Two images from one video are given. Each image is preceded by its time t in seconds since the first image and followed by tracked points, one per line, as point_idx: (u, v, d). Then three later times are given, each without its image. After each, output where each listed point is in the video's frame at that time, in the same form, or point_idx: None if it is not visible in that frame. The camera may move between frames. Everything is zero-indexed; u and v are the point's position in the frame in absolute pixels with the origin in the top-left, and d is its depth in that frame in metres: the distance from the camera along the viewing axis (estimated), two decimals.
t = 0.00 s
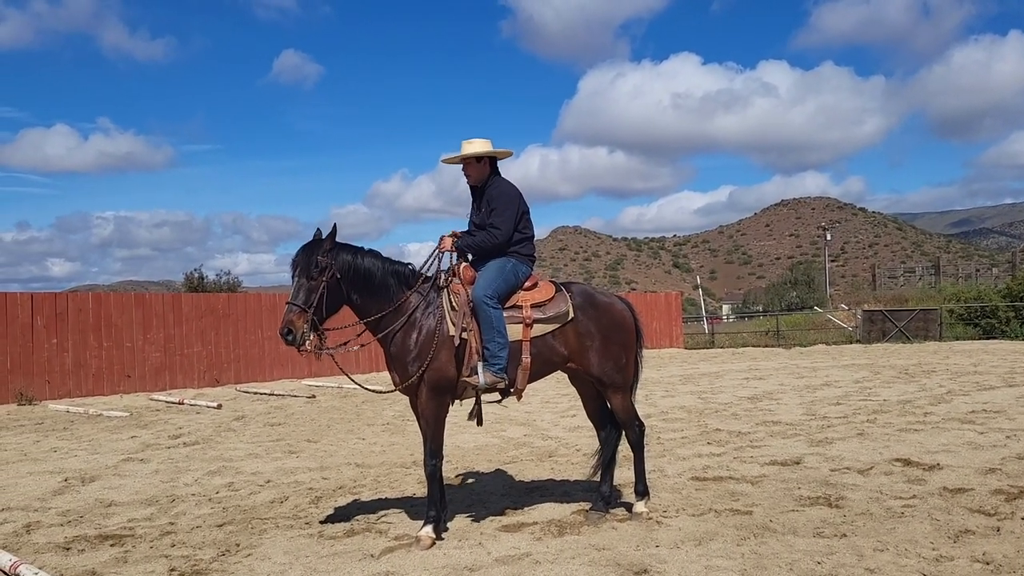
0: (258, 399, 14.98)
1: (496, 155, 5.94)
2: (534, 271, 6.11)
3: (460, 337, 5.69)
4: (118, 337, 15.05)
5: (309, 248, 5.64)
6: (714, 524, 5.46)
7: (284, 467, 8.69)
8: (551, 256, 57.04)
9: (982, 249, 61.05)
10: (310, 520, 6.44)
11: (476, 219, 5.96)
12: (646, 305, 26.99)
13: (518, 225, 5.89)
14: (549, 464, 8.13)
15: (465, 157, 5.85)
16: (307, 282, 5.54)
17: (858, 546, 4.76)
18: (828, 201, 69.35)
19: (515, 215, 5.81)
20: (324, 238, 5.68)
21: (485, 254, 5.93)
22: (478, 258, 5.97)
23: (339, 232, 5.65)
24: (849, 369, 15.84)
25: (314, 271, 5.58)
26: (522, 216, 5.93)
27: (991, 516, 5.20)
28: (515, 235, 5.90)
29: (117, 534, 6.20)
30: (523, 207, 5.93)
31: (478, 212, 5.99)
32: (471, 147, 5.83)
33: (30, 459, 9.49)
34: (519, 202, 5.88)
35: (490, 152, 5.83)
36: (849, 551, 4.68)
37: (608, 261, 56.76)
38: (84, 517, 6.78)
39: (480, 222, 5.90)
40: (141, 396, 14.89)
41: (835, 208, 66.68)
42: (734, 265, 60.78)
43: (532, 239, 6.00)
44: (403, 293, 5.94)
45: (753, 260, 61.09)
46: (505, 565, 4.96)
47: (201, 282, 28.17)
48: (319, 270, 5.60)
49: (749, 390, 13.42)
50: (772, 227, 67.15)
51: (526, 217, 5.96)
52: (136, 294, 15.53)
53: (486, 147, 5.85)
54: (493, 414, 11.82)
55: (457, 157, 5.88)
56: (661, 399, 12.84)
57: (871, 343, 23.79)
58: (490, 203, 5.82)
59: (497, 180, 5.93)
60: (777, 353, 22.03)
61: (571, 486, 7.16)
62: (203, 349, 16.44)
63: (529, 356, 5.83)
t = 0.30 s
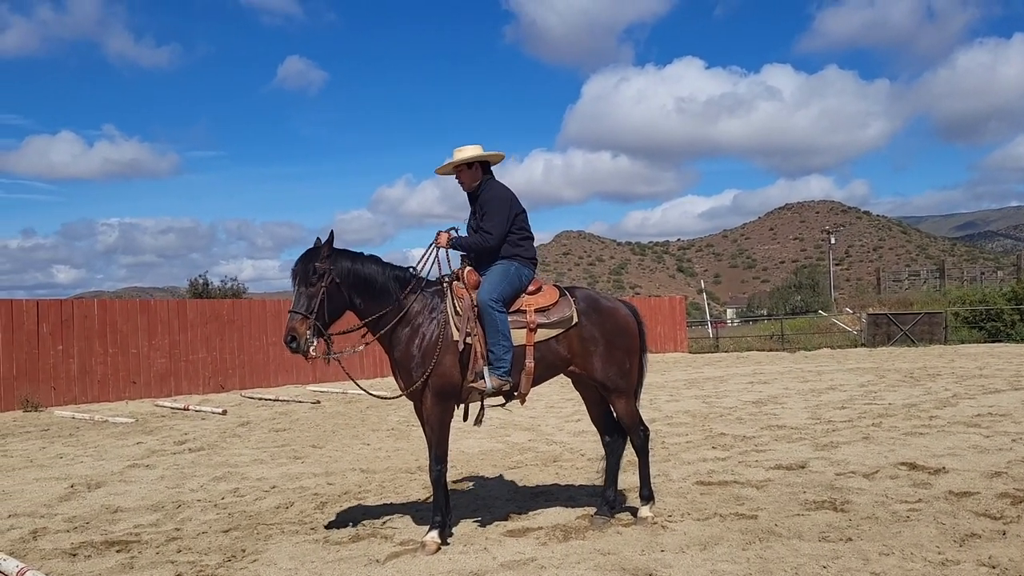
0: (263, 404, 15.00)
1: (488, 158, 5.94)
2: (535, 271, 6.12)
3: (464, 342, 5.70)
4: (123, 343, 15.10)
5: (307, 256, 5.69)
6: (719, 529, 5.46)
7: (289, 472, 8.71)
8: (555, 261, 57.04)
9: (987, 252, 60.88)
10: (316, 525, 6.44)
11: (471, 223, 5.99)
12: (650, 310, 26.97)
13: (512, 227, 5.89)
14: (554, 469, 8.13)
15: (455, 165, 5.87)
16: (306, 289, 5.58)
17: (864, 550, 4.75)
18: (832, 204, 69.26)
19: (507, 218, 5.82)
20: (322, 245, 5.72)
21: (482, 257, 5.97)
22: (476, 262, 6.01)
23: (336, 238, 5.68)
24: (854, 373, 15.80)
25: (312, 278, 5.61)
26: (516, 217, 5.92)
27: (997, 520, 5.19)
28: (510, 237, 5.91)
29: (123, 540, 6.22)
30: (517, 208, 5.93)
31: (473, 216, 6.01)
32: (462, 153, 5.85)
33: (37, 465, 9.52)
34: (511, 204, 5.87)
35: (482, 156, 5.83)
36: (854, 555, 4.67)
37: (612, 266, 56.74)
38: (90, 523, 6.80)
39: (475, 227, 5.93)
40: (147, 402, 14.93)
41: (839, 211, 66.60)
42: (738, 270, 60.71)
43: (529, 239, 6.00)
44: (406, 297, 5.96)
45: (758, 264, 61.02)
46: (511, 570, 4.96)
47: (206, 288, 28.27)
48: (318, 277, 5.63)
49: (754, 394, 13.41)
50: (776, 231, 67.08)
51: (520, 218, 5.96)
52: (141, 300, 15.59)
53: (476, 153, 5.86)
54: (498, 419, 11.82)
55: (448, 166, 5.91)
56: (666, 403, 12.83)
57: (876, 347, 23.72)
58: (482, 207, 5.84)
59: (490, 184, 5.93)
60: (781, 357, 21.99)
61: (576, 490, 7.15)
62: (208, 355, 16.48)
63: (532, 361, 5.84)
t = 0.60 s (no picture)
0: (269, 407, 15.04)
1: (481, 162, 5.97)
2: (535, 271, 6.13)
3: (467, 342, 5.69)
4: (130, 345, 15.17)
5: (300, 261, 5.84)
6: (726, 531, 5.46)
7: (295, 475, 8.74)
8: (560, 263, 57.02)
9: (994, 253, 60.62)
10: (322, 528, 6.46)
11: (468, 227, 6.00)
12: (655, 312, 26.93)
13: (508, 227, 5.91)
14: (560, 471, 8.13)
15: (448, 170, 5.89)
16: (297, 294, 5.72)
17: (870, 552, 4.74)
18: (838, 206, 69.07)
19: (502, 219, 5.83)
20: (315, 250, 5.86)
21: (482, 260, 5.99)
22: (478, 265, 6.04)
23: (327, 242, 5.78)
24: (861, 375, 15.75)
25: (304, 282, 5.75)
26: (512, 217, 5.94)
27: (1004, 522, 5.18)
28: (507, 238, 5.92)
29: (130, 542, 6.25)
30: (512, 208, 5.94)
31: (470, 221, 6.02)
32: (455, 158, 5.88)
33: (44, 467, 9.57)
34: (505, 205, 5.89)
35: (476, 160, 5.86)
36: (860, 558, 4.67)
37: (617, 268, 56.69)
38: (98, 525, 6.84)
39: (471, 231, 5.95)
40: (154, 404, 14.99)
41: (846, 213, 66.42)
42: (744, 272, 60.60)
43: (527, 238, 6.02)
44: (404, 299, 5.96)
45: (764, 266, 60.90)
46: (516, 572, 4.97)
47: (212, 290, 28.37)
48: (309, 281, 5.76)
49: (760, 396, 13.39)
50: (782, 233, 66.93)
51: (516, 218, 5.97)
52: (148, 303, 15.67)
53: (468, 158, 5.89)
54: (504, 421, 11.83)
55: (442, 172, 5.94)
56: (671, 405, 12.81)
57: (883, 349, 23.63)
58: (477, 210, 5.86)
59: (484, 186, 5.95)
60: (787, 359, 21.95)
61: (581, 493, 7.16)
62: (215, 357, 16.53)
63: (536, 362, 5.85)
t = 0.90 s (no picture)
0: (275, 410, 15.08)
1: (477, 168, 6.00)
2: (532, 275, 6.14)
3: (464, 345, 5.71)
4: (138, 349, 15.24)
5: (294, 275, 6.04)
6: (733, 535, 5.45)
7: (302, 478, 8.75)
8: (566, 266, 56.99)
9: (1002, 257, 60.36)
10: (329, 531, 6.48)
11: (465, 232, 6.02)
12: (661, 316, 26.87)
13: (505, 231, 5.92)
14: (566, 475, 8.13)
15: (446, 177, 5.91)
16: (290, 307, 5.91)
17: (878, 557, 4.73)
18: (845, 209, 68.87)
19: (498, 224, 5.84)
20: (307, 263, 6.04)
21: (479, 264, 6.01)
22: (476, 269, 6.05)
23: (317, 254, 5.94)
24: (868, 379, 15.69)
25: (296, 295, 5.93)
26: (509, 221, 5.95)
27: (1012, 527, 5.16)
28: (503, 241, 5.92)
29: (138, 545, 6.27)
30: (509, 212, 5.95)
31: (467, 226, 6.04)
32: (451, 163, 5.92)
33: (53, 470, 9.61)
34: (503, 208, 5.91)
35: (471, 165, 5.90)
36: (869, 563, 4.65)
37: (623, 272, 56.63)
38: (106, 528, 6.86)
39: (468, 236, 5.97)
40: (161, 408, 15.05)
41: (853, 217, 66.23)
42: (750, 276, 60.47)
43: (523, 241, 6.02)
44: (396, 306, 6.00)
45: (770, 270, 60.76)
46: None
47: (219, 294, 28.46)
48: (302, 293, 5.94)
49: (767, 401, 13.35)
50: (789, 236, 66.75)
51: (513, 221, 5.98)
52: (156, 307, 15.74)
53: (463, 163, 5.93)
54: (510, 425, 11.83)
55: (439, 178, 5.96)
56: (678, 409, 12.79)
57: (890, 353, 23.54)
58: (473, 215, 5.87)
59: (481, 191, 5.97)
60: (793, 363, 21.89)
61: (588, 496, 7.16)
62: (223, 360, 16.59)
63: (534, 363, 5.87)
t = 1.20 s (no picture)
0: (287, 412, 15.14)
1: (472, 176, 6.03)
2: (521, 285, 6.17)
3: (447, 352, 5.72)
4: (151, 351, 15.35)
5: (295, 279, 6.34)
6: (745, 537, 5.44)
7: (314, 479, 8.79)
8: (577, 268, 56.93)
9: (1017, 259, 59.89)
10: (342, 532, 6.51)
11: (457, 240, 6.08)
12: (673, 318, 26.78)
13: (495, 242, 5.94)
14: (578, 477, 8.13)
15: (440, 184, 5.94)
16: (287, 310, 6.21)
17: (892, 560, 4.71)
18: (858, 211, 68.50)
19: (487, 235, 5.88)
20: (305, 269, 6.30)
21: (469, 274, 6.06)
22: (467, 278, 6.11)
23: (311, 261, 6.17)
24: (881, 381, 15.60)
25: (292, 299, 6.21)
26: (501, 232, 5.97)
27: None
28: (493, 252, 5.95)
29: (152, 545, 6.32)
30: (501, 222, 5.98)
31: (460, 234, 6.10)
32: (448, 170, 5.98)
33: (67, 471, 9.69)
34: (495, 219, 5.94)
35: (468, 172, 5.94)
36: (882, 565, 4.64)
37: (634, 274, 56.52)
38: (120, 528, 6.92)
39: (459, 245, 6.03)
40: (174, 409, 15.15)
41: (865, 219, 65.87)
42: (762, 278, 60.23)
43: (514, 251, 6.04)
44: (383, 313, 6.08)
45: (782, 272, 60.50)
46: None
47: (231, 296, 28.61)
48: (298, 297, 6.21)
49: (779, 403, 13.29)
50: (801, 238, 66.45)
51: (504, 231, 6.00)
52: (170, 309, 15.84)
53: (459, 171, 5.98)
54: (521, 427, 11.83)
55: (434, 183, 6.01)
56: (690, 411, 12.76)
57: (903, 355, 23.40)
58: (464, 225, 5.92)
59: (474, 201, 6.01)
60: (806, 365, 21.79)
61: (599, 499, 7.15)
62: (235, 362, 16.68)
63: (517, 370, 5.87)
